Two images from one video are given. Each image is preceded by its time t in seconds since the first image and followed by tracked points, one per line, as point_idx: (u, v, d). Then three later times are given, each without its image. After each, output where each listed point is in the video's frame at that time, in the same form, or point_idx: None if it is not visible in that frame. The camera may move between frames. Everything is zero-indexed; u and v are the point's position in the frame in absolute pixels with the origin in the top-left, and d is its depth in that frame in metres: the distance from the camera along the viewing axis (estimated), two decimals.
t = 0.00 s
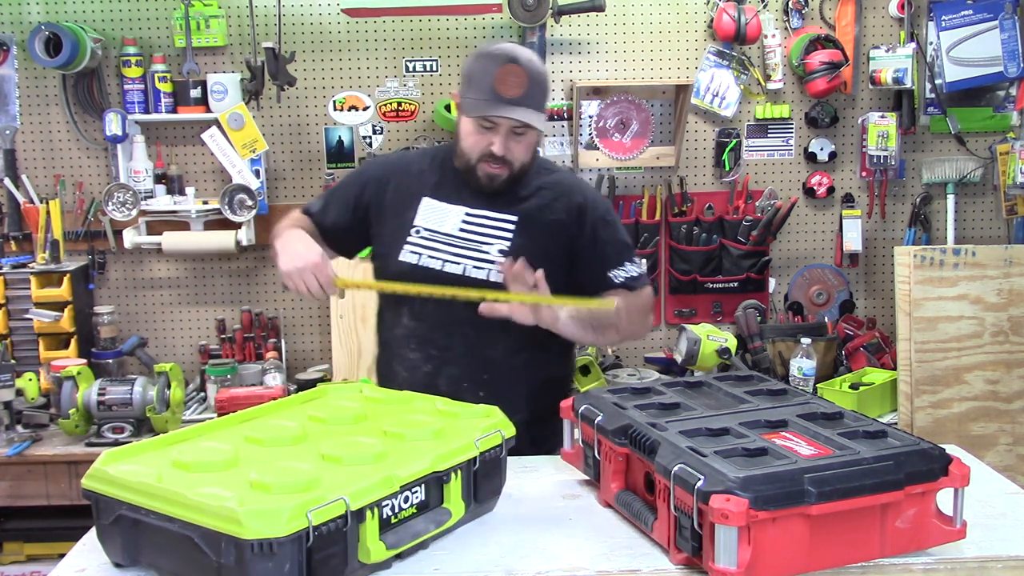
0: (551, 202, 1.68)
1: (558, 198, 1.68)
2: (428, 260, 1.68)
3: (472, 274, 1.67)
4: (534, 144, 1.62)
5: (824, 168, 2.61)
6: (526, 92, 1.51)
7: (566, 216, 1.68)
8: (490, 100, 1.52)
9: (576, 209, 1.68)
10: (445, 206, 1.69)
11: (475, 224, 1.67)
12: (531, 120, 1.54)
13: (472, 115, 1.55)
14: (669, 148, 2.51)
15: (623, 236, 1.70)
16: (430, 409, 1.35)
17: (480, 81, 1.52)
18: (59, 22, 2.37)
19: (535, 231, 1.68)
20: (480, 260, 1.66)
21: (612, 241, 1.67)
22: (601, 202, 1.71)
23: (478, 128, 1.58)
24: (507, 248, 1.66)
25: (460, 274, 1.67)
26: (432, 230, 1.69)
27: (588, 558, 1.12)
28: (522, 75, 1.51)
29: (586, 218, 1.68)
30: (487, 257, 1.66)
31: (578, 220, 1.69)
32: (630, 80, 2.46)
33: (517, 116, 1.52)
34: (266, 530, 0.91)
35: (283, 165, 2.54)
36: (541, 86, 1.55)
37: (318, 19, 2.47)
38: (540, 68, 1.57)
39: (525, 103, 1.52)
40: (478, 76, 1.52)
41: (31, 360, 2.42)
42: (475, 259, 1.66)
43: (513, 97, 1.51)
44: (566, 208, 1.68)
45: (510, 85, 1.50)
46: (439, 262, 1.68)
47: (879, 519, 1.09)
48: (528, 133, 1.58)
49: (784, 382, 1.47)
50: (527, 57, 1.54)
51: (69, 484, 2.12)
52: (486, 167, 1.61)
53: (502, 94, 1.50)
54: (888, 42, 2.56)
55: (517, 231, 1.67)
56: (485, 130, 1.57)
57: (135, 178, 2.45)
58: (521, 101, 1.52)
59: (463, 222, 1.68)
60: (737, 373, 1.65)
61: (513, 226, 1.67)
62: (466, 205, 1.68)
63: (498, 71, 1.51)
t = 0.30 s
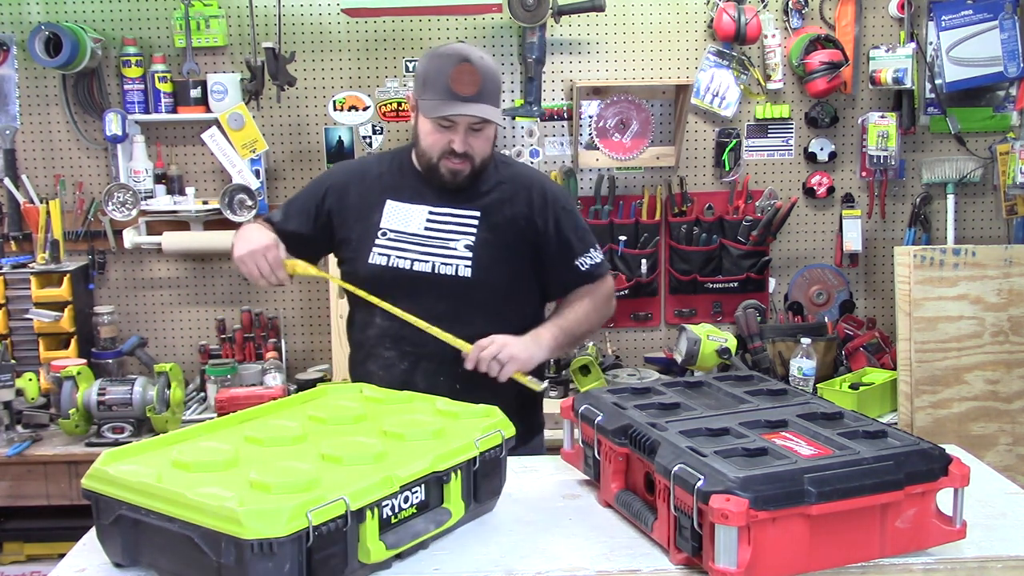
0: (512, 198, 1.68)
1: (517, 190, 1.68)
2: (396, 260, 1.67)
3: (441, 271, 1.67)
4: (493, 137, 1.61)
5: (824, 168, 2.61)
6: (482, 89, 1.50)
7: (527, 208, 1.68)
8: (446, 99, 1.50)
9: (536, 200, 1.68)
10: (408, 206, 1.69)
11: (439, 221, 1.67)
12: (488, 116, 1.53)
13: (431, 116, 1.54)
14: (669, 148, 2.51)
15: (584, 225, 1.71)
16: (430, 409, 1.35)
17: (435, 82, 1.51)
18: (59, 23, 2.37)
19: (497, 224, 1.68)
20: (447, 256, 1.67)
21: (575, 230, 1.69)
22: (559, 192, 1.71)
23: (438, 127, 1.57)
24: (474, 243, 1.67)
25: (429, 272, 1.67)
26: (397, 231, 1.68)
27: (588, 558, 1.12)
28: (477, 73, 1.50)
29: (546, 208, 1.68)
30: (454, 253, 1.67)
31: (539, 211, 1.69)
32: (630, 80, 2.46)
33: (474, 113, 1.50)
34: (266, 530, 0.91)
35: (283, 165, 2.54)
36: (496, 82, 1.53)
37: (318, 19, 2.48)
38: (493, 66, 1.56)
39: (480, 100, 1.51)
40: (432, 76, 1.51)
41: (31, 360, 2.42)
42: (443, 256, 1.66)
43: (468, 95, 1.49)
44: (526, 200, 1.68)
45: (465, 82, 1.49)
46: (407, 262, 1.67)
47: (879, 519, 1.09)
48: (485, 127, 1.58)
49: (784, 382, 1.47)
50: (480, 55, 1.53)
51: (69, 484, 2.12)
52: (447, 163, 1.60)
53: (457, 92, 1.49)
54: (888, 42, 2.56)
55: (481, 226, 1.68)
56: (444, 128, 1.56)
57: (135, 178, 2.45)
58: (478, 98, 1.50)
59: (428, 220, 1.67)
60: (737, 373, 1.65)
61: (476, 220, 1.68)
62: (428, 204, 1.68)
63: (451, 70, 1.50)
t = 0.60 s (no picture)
0: (512, 194, 1.68)
1: (519, 190, 1.68)
2: (402, 255, 1.68)
3: (445, 267, 1.66)
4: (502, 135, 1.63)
5: (824, 168, 2.61)
6: (489, 83, 1.53)
7: (527, 208, 1.67)
8: (456, 94, 1.54)
9: (536, 201, 1.68)
10: (416, 202, 1.70)
11: (445, 217, 1.67)
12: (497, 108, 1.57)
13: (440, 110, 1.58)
14: (669, 148, 2.51)
15: (583, 231, 1.69)
16: (430, 409, 1.35)
17: (444, 78, 1.54)
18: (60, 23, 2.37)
19: (497, 222, 1.67)
20: (451, 252, 1.66)
21: (571, 232, 1.67)
22: (563, 196, 1.70)
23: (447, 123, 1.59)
24: (477, 239, 1.66)
25: (433, 267, 1.66)
26: (405, 227, 1.69)
27: (588, 558, 1.12)
28: (484, 67, 1.52)
29: (546, 210, 1.67)
30: (457, 249, 1.66)
31: (539, 211, 1.67)
32: (630, 80, 2.46)
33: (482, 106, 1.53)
34: (266, 530, 0.91)
35: (283, 165, 2.54)
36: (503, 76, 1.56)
37: (318, 19, 2.48)
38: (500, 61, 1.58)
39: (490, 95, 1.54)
40: (442, 70, 1.54)
41: (31, 360, 2.42)
42: (446, 251, 1.66)
43: (477, 90, 1.52)
44: (526, 200, 1.68)
45: (472, 76, 1.51)
46: (413, 257, 1.67)
47: (879, 519, 1.09)
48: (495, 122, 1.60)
49: (785, 383, 1.47)
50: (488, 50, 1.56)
51: (69, 484, 2.12)
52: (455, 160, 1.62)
53: (465, 86, 1.52)
54: (888, 42, 2.56)
55: (484, 223, 1.67)
56: (453, 123, 1.59)
57: (135, 178, 2.45)
58: (484, 91, 1.53)
59: (435, 217, 1.68)
60: (737, 373, 1.65)
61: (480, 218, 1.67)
62: (437, 200, 1.68)
63: (459, 65, 1.53)
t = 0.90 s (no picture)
0: (550, 196, 1.74)
1: (559, 190, 1.74)
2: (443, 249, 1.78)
3: (480, 264, 1.74)
4: (537, 138, 1.69)
5: (824, 168, 2.61)
6: (517, 87, 1.58)
7: (563, 207, 1.73)
8: (485, 97, 1.60)
9: (574, 203, 1.73)
10: (464, 199, 1.79)
11: (486, 217, 1.76)
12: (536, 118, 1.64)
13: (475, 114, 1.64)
14: (669, 148, 2.51)
15: (618, 236, 1.70)
16: (430, 409, 1.35)
17: (477, 81, 1.61)
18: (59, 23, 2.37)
19: (532, 219, 1.74)
20: (486, 250, 1.74)
21: (603, 236, 1.69)
22: (601, 200, 1.74)
23: (482, 126, 1.67)
24: (512, 239, 1.73)
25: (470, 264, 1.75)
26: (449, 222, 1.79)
27: (588, 558, 1.12)
28: (513, 72, 1.57)
29: (581, 211, 1.72)
30: (493, 248, 1.74)
31: (575, 212, 1.73)
32: (630, 80, 2.46)
33: (509, 110, 1.59)
34: (267, 530, 0.91)
35: (283, 165, 2.54)
36: (535, 80, 1.60)
37: (318, 19, 2.48)
38: (536, 64, 1.62)
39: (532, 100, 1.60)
40: (475, 75, 1.61)
41: (31, 360, 2.42)
42: (483, 250, 1.74)
43: (504, 94, 1.58)
44: (563, 201, 1.73)
45: (500, 80, 1.57)
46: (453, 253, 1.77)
47: (879, 520, 1.09)
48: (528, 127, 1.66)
49: (784, 382, 1.47)
50: (522, 55, 1.61)
51: (69, 484, 2.12)
52: (493, 161, 1.70)
53: (492, 90, 1.58)
54: (888, 42, 2.56)
55: (520, 223, 1.74)
56: (486, 127, 1.66)
57: (135, 178, 2.45)
58: (511, 95, 1.58)
59: (476, 215, 1.76)
60: (737, 373, 1.65)
61: (517, 218, 1.74)
62: (481, 200, 1.77)
63: (490, 69, 1.59)
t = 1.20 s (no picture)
0: (571, 200, 1.78)
1: (580, 195, 1.78)
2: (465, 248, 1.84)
3: (499, 265, 1.80)
4: (557, 143, 1.74)
5: (824, 168, 2.61)
6: (529, 94, 1.63)
7: (583, 212, 1.77)
8: (501, 105, 1.66)
9: (594, 208, 1.77)
10: (490, 201, 1.86)
11: (509, 219, 1.82)
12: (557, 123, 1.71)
13: (490, 121, 1.69)
14: (669, 148, 2.51)
15: (636, 242, 1.73)
16: (430, 409, 1.35)
17: (494, 90, 1.67)
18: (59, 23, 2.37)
19: (551, 223, 1.79)
20: (505, 251, 1.80)
21: (620, 241, 1.73)
22: (623, 205, 1.77)
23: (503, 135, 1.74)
24: (531, 241, 1.79)
25: (490, 265, 1.81)
26: (473, 222, 1.86)
27: (588, 558, 1.12)
28: (526, 79, 1.63)
29: (601, 216, 1.76)
30: (512, 249, 1.79)
31: (595, 217, 1.77)
32: (630, 80, 2.46)
33: (522, 117, 1.64)
34: (267, 530, 0.91)
35: (283, 165, 2.54)
36: (549, 87, 1.64)
37: (318, 19, 2.47)
38: (553, 71, 1.66)
39: (558, 106, 1.67)
40: (493, 84, 1.68)
41: (31, 360, 2.42)
42: (503, 250, 1.80)
43: (516, 101, 1.63)
44: (583, 206, 1.77)
45: (512, 88, 1.63)
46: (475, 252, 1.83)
47: (879, 520, 1.09)
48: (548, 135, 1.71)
49: (784, 383, 1.47)
50: (538, 62, 1.65)
51: (69, 484, 2.12)
52: (517, 169, 1.77)
53: (506, 98, 1.64)
54: (888, 42, 2.56)
55: (541, 225, 1.79)
56: (507, 135, 1.73)
57: (135, 178, 2.45)
58: (524, 102, 1.63)
59: (500, 217, 1.83)
60: (737, 373, 1.65)
61: (538, 220, 1.79)
62: (506, 202, 1.83)
63: (505, 78, 1.65)
